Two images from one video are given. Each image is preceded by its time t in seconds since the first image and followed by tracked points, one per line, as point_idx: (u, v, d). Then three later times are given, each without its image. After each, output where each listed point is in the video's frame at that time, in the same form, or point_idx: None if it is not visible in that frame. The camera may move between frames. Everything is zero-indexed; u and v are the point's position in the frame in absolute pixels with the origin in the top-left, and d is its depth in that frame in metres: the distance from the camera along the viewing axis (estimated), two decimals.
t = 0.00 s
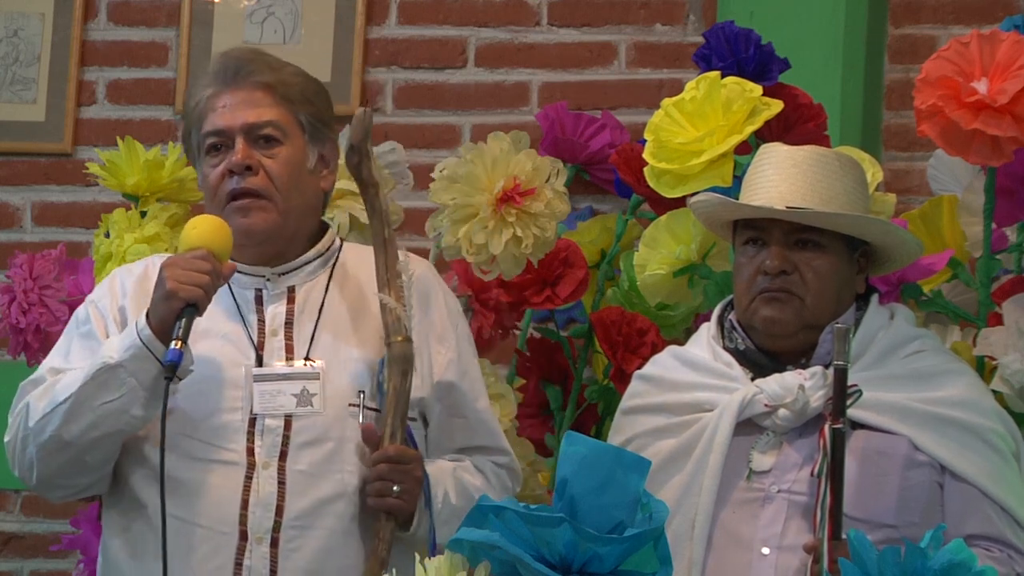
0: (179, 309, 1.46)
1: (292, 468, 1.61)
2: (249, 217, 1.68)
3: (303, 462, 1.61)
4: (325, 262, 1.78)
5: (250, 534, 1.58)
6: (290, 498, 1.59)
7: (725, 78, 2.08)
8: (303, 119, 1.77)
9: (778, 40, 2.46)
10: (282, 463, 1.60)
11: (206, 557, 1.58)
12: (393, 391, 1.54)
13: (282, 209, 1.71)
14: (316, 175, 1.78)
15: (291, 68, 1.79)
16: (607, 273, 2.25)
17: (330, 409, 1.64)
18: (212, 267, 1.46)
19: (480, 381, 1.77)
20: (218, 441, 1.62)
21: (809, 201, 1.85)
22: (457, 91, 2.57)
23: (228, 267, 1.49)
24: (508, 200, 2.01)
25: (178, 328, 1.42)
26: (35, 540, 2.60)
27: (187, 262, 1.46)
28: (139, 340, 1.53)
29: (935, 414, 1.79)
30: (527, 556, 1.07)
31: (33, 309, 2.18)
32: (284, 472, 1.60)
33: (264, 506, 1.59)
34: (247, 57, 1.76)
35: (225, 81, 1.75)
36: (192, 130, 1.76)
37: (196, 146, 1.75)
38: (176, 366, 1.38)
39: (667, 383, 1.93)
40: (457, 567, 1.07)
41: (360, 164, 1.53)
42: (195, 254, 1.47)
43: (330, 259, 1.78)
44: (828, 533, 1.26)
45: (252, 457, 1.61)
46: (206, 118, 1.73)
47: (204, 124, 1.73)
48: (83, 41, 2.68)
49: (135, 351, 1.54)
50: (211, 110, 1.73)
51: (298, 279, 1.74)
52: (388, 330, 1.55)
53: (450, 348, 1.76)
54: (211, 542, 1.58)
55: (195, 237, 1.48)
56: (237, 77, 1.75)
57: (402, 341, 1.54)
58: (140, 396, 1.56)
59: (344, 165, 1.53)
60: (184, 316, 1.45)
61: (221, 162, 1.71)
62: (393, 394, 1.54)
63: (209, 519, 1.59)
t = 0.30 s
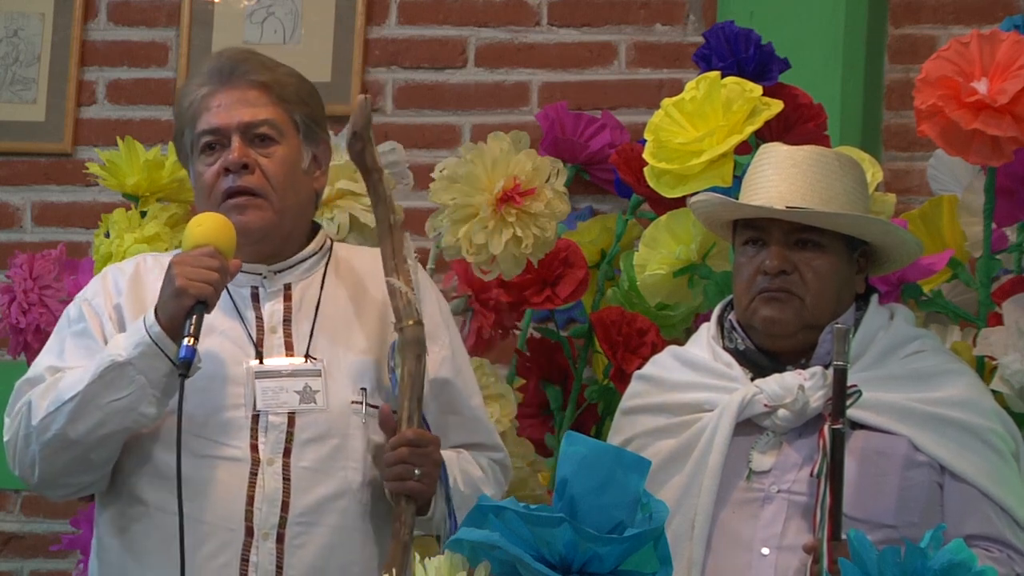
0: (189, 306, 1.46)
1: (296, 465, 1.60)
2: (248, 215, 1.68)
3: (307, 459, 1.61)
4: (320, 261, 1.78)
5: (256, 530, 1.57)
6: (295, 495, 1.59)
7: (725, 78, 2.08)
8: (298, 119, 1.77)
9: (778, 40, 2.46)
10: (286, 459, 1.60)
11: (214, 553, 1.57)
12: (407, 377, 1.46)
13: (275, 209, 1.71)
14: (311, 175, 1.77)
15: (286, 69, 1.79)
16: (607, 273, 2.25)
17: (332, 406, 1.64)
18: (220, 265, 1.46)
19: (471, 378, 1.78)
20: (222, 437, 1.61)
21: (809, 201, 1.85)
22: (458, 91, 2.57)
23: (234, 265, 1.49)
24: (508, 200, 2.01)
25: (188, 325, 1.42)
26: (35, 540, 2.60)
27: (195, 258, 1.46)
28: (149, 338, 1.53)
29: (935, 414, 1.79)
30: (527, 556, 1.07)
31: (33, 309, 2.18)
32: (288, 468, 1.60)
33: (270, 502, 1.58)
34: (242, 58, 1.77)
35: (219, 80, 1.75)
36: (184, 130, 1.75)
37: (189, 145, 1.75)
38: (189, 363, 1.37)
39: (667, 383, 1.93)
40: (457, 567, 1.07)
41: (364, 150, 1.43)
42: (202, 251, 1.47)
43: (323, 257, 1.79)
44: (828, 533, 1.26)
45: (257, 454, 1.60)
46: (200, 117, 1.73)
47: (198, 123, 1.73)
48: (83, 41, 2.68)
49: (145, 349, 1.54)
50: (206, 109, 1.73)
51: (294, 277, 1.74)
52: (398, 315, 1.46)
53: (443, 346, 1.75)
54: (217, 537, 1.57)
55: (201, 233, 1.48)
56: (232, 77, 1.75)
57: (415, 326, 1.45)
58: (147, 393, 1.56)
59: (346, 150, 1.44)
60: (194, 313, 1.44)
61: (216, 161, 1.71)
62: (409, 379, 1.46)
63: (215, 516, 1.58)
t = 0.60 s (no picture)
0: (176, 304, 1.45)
1: (288, 460, 1.60)
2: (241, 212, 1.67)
3: (299, 454, 1.61)
4: (314, 258, 1.78)
5: (247, 524, 1.57)
6: (286, 489, 1.59)
7: (725, 78, 2.08)
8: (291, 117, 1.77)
9: (778, 40, 2.46)
10: (278, 454, 1.60)
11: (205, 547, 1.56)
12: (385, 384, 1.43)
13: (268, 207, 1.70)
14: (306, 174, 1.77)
15: (281, 69, 1.80)
16: (607, 273, 2.25)
17: (325, 402, 1.64)
18: (208, 263, 1.46)
19: (470, 375, 1.78)
20: (212, 432, 1.60)
21: (809, 201, 1.85)
22: (457, 91, 2.57)
23: (222, 263, 1.49)
24: (508, 200, 2.01)
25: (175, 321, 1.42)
26: (35, 540, 2.60)
27: (183, 255, 1.45)
28: (137, 336, 1.53)
29: (935, 414, 1.79)
30: (527, 556, 1.07)
31: (33, 309, 2.18)
32: (280, 463, 1.59)
33: (260, 497, 1.57)
34: (237, 58, 1.77)
35: (215, 80, 1.75)
36: (182, 129, 1.76)
37: (186, 144, 1.76)
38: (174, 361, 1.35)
39: (667, 383, 1.93)
40: (457, 567, 1.07)
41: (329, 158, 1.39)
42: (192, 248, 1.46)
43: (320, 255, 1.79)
44: (828, 533, 1.26)
45: (248, 448, 1.60)
46: (196, 116, 1.73)
47: (194, 122, 1.73)
48: (83, 41, 2.68)
49: (134, 346, 1.54)
50: (200, 109, 1.73)
51: (289, 273, 1.74)
52: (375, 322, 1.44)
53: (442, 343, 1.77)
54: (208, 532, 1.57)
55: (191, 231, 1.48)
56: (226, 76, 1.75)
57: (391, 332, 1.43)
58: (137, 390, 1.56)
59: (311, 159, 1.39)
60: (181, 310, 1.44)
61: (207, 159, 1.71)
62: (387, 385, 1.43)
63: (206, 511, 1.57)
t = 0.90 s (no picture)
0: (162, 294, 1.44)
1: (275, 454, 1.55)
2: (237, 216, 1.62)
3: (286, 448, 1.55)
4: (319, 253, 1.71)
5: (233, 520, 1.52)
6: (274, 485, 1.53)
7: (725, 79, 2.08)
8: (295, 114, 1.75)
9: (778, 40, 2.46)
10: (266, 449, 1.55)
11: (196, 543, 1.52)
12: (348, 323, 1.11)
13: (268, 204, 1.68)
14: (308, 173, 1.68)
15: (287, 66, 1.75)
16: (607, 273, 2.25)
17: (316, 396, 1.58)
18: (196, 254, 1.44)
19: (468, 346, 1.66)
20: (201, 426, 1.57)
21: (809, 201, 1.85)
22: (457, 90, 2.57)
23: (215, 255, 1.46)
24: (508, 200, 2.00)
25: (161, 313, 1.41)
26: (35, 540, 2.60)
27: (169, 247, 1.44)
28: (125, 326, 1.52)
29: (935, 415, 1.79)
30: (527, 556, 1.07)
31: (33, 309, 2.17)
32: (268, 459, 1.54)
33: (247, 493, 1.53)
34: (235, 58, 1.69)
35: (214, 82, 1.68)
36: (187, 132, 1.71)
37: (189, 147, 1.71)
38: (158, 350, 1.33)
39: (667, 383, 1.93)
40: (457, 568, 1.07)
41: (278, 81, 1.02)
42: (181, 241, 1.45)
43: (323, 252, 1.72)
44: (828, 533, 1.26)
45: (237, 445, 1.55)
46: (197, 120, 1.67)
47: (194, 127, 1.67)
48: (83, 41, 2.68)
49: (121, 336, 1.53)
50: (201, 112, 1.66)
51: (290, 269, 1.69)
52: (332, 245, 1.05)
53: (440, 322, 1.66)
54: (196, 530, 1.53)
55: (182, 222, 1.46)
56: (224, 78, 1.68)
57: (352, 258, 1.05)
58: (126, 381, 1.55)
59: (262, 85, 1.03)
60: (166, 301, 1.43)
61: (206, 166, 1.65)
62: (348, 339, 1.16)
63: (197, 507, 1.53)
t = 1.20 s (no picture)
0: (150, 313, 1.48)
1: (263, 469, 1.57)
2: (240, 213, 1.66)
3: (274, 462, 1.58)
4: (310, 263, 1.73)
5: (219, 536, 1.56)
6: (259, 500, 1.56)
7: (725, 78, 2.08)
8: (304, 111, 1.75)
9: (777, 41, 2.46)
10: (252, 464, 1.58)
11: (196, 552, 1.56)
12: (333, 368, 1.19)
13: (266, 200, 1.67)
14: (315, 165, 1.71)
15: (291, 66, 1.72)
16: (607, 273, 2.25)
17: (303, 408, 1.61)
18: (186, 273, 1.47)
19: (462, 359, 1.68)
20: (196, 441, 1.61)
21: (809, 201, 1.85)
22: (457, 91, 2.57)
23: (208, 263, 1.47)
24: (508, 200, 2.00)
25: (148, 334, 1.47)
26: (35, 540, 2.60)
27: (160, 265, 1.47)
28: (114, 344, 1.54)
29: (936, 414, 1.79)
30: (527, 556, 1.07)
31: (33, 309, 2.17)
32: (255, 473, 1.57)
33: (232, 508, 1.56)
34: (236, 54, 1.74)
35: (218, 78, 1.72)
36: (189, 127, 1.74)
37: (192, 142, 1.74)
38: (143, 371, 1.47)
39: (667, 383, 1.93)
40: (457, 567, 1.07)
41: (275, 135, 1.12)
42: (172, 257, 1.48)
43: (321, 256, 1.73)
44: (828, 533, 1.26)
45: (226, 458, 1.59)
46: (201, 115, 1.71)
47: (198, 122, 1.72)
48: (83, 41, 2.68)
49: (111, 355, 1.55)
50: (206, 107, 1.71)
51: (290, 274, 1.71)
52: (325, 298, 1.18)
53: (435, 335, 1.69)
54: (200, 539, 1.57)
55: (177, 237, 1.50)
56: (226, 75, 1.72)
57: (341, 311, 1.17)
58: (117, 397, 1.57)
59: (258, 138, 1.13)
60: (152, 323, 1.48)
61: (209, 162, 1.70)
62: (333, 369, 1.20)
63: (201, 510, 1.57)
